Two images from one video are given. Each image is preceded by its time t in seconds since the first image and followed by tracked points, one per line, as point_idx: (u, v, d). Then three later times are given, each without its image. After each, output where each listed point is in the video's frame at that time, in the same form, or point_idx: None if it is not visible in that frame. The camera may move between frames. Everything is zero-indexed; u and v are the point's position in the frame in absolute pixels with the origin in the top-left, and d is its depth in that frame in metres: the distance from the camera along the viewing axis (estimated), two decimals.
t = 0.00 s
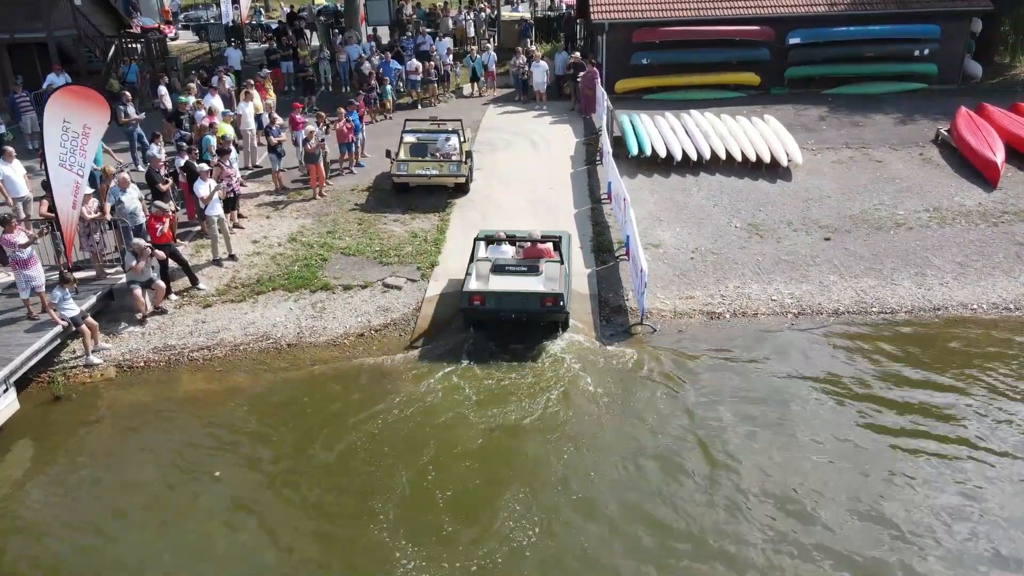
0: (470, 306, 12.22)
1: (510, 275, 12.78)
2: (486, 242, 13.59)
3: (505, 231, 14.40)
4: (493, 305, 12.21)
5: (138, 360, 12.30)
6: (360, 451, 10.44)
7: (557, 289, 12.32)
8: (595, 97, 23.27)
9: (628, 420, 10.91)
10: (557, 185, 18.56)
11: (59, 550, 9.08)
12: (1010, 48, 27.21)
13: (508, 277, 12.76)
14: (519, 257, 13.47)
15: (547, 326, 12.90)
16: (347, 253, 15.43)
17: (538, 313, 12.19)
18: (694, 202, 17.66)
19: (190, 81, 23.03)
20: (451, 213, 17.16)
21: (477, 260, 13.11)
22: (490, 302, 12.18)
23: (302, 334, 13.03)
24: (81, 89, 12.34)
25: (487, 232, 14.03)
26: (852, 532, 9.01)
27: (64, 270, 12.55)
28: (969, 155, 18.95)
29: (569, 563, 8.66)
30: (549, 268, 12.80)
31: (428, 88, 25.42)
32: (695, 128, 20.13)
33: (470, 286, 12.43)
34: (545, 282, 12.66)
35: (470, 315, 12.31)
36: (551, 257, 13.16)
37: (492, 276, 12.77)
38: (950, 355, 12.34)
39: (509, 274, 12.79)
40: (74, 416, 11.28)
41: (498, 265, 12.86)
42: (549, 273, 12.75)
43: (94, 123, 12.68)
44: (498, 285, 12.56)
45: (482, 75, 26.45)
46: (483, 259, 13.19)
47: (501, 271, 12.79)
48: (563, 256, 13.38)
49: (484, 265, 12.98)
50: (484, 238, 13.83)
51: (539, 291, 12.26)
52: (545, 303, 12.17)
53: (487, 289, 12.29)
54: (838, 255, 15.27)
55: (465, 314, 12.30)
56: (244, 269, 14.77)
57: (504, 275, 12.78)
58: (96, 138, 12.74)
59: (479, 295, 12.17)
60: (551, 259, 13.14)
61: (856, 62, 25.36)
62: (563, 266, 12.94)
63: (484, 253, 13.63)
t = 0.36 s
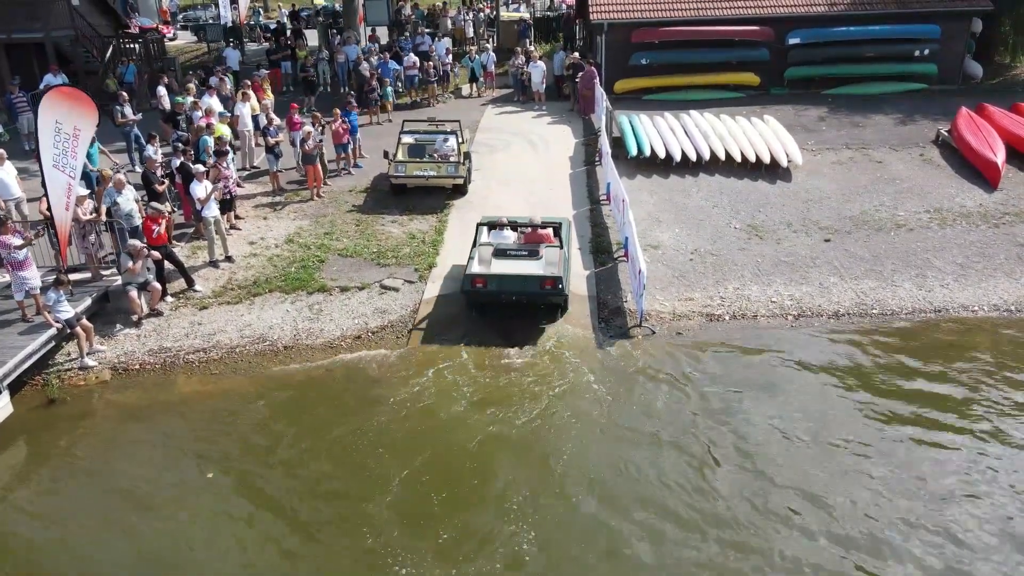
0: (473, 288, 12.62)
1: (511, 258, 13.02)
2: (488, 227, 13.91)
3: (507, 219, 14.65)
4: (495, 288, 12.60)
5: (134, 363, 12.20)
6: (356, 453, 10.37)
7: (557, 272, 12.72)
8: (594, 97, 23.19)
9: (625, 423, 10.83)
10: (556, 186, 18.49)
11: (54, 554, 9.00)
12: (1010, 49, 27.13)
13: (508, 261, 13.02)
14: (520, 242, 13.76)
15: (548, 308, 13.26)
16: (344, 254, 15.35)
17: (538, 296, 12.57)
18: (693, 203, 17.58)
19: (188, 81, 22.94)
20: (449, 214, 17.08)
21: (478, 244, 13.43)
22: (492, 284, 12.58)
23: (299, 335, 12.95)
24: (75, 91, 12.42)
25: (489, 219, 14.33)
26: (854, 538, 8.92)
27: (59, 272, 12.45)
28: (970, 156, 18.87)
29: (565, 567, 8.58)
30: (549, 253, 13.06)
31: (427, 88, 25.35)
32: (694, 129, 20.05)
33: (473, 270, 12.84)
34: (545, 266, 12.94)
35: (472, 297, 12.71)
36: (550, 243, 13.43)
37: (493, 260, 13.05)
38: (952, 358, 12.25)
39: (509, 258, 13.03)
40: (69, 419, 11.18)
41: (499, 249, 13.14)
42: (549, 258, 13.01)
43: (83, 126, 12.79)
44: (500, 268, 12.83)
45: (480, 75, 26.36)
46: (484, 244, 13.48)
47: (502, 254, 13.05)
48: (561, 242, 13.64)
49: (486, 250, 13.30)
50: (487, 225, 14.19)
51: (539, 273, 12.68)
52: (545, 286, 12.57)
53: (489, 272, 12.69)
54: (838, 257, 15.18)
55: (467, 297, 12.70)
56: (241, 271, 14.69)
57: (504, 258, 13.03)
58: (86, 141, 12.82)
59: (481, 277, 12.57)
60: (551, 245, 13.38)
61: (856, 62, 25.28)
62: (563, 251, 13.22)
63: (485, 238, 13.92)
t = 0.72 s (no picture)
0: (475, 272, 13.01)
1: (512, 245, 13.50)
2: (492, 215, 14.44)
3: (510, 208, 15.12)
4: (497, 271, 12.97)
5: (128, 367, 12.07)
6: (351, 457, 10.26)
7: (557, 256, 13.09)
8: (593, 98, 23.06)
9: (624, 428, 10.71)
10: (555, 187, 18.37)
11: (45, 560, 8.87)
12: (1011, 49, 27.02)
13: (510, 246, 13.49)
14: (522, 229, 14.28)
15: (549, 291, 13.78)
16: (342, 256, 15.23)
17: (539, 279, 12.91)
18: (693, 205, 17.46)
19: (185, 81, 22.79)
20: (447, 216, 16.96)
21: (482, 231, 13.95)
22: (493, 268, 12.96)
23: (295, 339, 12.83)
24: (78, 89, 12.18)
25: (493, 207, 14.83)
26: (856, 547, 8.78)
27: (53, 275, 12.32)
28: (972, 157, 18.76)
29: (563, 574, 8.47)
30: (549, 240, 13.49)
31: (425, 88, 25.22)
32: (694, 129, 19.93)
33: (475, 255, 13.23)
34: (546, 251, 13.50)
35: (475, 280, 13.10)
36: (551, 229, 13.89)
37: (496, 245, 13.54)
38: (954, 361, 12.13)
39: (510, 244, 13.51)
40: (62, 424, 11.05)
41: (501, 235, 13.63)
42: (549, 244, 13.47)
43: (83, 125, 12.58)
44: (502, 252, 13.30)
45: (479, 75, 26.23)
46: (488, 231, 14.00)
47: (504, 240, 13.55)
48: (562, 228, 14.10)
49: (489, 237, 13.83)
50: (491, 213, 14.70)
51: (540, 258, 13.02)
52: (545, 269, 12.90)
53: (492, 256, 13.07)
54: (840, 259, 15.05)
55: (470, 280, 13.09)
56: (237, 273, 14.57)
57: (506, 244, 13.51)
58: (86, 140, 12.63)
59: (483, 261, 12.95)
60: (552, 231, 13.87)
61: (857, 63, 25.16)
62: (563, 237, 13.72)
63: (489, 226, 14.46)
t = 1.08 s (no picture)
0: (478, 259, 13.31)
1: (514, 233, 13.80)
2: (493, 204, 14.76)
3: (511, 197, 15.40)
4: (499, 259, 13.27)
5: (120, 376, 11.86)
6: (345, 467, 10.06)
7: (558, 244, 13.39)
8: (593, 100, 22.85)
9: (624, 438, 10.51)
10: (555, 191, 18.18)
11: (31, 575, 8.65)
12: (1014, 51, 26.81)
13: (512, 234, 13.82)
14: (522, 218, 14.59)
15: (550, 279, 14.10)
16: (338, 261, 15.03)
17: (540, 266, 13.24)
18: (694, 209, 17.27)
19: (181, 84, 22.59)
20: (445, 220, 16.76)
21: (484, 221, 14.22)
22: (496, 256, 13.26)
23: (290, 346, 12.62)
24: (63, 93, 11.95)
25: (495, 197, 15.08)
26: (862, 563, 8.57)
27: (43, 282, 12.12)
28: (975, 160, 18.55)
29: None
30: (550, 228, 13.82)
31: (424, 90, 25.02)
32: (694, 132, 19.74)
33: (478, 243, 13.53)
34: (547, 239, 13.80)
35: (478, 267, 13.40)
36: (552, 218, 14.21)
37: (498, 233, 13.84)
38: (960, 370, 11.90)
39: (512, 232, 13.82)
40: (51, 434, 10.84)
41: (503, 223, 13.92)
42: (551, 232, 13.79)
43: (75, 129, 12.34)
44: (504, 241, 13.62)
45: (478, 77, 26.03)
46: (489, 220, 14.30)
47: (506, 229, 13.86)
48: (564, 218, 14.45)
49: (491, 226, 14.09)
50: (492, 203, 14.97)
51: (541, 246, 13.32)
52: (545, 256, 13.22)
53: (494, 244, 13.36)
54: (843, 264, 14.85)
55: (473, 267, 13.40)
56: (231, 279, 14.36)
57: (507, 232, 13.83)
58: (77, 144, 12.38)
59: (486, 249, 13.24)
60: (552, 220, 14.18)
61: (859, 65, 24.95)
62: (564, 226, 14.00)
63: (490, 215, 14.75)
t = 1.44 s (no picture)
0: (481, 249, 13.80)
1: (516, 223, 14.22)
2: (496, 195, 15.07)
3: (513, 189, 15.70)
4: (501, 248, 13.75)
5: (108, 387, 11.59)
6: (337, 482, 9.79)
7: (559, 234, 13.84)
8: (593, 102, 22.56)
9: (624, 452, 10.23)
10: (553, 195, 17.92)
11: None
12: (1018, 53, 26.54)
13: (514, 225, 14.26)
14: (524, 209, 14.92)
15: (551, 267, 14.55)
16: (333, 268, 14.76)
17: (541, 255, 13.71)
18: (696, 214, 17.00)
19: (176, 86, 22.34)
20: (442, 226, 16.50)
21: (486, 212, 14.56)
22: (498, 246, 13.74)
23: (283, 356, 12.34)
24: (47, 97, 11.69)
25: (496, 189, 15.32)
26: None
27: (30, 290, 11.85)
28: (981, 164, 18.28)
29: None
30: (552, 219, 14.23)
31: (422, 92, 24.76)
32: (695, 136, 19.48)
33: (481, 233, 14.00)
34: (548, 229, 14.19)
35: (480, 257, 13.88)
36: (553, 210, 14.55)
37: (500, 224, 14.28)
38: (969, 380, 11.63)
39: (514, 223, 14.26)
40: (37, 447, 10.58)
41: (506, 214, 14.36)
42: (552, 222, 14.20)
43: (60, 135, 12.06)
44: (506, 231, 14.08)
45: (477, 79, 25.74)
46: (492, 211, 14.64)
47: (508, 219, 14.31)
48: (565, 208, 14.77)
49: (493, 217, 14.45)
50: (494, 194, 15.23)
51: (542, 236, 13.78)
52: (546, 246, 13.67)
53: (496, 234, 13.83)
54: (847, 271, 14.58)
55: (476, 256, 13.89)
56: (224, 286, 14.09)
57: (510, 222, 14.27)
58: (62, 150, 12.12)
59: (489, 240, 13.72)
60: (553, 211, 14.54)
61: (861, 67, 24.68)
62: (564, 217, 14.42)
63: (493, 205, 15.07)
